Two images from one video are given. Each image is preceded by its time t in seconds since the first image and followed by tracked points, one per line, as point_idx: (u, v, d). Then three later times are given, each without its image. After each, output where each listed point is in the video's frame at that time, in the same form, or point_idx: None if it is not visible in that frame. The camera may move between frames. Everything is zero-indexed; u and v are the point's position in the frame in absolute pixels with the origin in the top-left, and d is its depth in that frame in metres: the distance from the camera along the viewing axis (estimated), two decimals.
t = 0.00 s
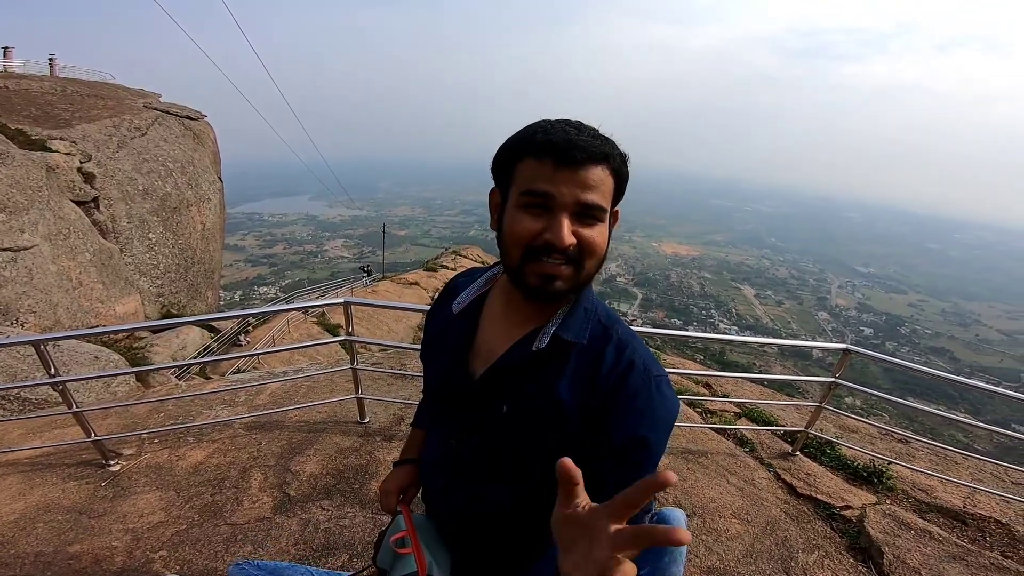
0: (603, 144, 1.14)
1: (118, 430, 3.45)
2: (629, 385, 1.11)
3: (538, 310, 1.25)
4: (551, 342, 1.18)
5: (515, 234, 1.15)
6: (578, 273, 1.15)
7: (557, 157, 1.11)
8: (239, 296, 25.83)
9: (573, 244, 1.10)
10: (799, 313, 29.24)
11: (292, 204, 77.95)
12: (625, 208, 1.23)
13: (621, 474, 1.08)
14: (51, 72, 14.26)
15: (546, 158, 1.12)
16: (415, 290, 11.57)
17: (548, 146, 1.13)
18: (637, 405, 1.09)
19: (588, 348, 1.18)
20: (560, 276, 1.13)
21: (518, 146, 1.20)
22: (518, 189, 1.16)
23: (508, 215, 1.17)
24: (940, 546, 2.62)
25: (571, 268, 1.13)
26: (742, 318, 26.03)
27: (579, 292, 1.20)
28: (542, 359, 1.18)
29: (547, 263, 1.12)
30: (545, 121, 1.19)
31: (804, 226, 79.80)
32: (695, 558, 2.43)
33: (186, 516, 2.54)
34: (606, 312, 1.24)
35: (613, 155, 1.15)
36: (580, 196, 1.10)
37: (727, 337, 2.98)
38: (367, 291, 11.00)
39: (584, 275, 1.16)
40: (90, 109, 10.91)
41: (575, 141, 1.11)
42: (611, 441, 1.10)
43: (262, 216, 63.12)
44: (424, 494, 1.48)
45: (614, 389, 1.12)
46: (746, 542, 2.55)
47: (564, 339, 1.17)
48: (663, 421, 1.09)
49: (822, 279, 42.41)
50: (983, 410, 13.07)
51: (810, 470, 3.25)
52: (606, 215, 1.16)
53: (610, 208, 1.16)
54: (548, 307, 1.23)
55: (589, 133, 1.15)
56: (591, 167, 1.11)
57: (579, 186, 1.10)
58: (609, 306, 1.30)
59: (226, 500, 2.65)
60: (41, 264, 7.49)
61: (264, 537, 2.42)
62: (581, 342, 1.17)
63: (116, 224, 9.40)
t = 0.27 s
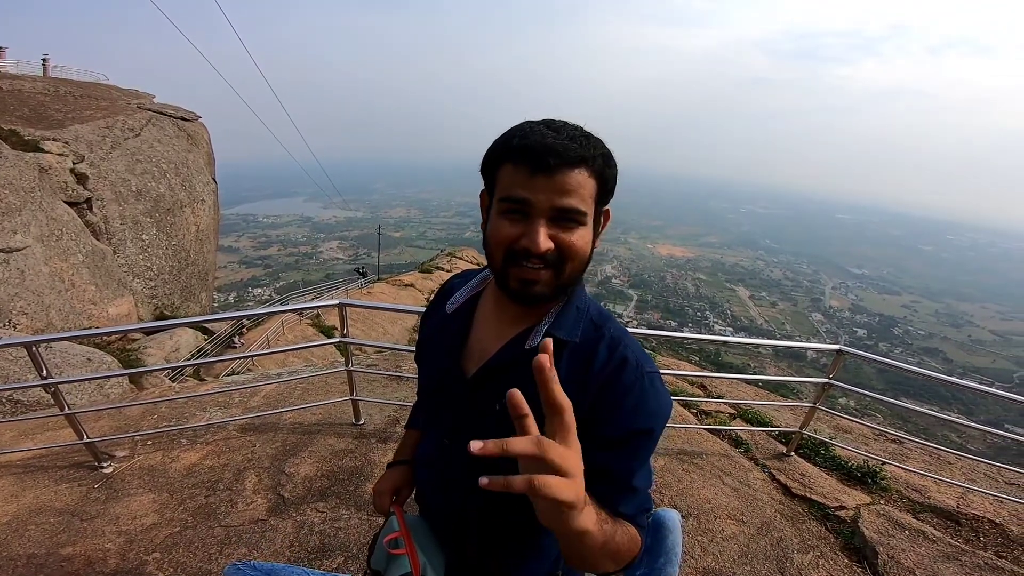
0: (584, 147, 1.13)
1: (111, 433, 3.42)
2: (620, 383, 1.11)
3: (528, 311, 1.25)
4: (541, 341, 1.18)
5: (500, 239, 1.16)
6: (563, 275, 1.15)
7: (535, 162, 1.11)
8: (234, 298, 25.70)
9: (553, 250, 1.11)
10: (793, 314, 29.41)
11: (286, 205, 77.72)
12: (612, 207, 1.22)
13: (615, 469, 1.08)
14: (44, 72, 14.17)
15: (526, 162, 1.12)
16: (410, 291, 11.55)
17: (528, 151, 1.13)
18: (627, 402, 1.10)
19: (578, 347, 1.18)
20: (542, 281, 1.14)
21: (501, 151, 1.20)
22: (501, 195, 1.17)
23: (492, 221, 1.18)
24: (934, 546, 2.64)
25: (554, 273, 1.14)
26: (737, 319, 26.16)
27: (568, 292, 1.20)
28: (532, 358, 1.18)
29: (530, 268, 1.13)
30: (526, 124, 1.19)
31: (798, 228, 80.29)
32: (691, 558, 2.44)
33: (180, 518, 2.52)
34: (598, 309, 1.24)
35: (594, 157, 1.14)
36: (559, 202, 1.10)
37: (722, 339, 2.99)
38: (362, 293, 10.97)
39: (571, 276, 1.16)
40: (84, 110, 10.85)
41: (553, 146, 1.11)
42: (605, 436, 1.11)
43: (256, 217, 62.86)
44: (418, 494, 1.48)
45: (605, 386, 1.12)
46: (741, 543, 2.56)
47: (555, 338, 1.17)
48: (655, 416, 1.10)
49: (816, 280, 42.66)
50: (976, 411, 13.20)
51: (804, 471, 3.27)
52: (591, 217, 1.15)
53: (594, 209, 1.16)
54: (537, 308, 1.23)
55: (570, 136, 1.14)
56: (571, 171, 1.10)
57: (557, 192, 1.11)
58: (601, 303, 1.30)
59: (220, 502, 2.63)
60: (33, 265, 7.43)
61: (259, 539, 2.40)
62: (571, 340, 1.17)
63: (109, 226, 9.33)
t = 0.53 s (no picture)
0: (582, 153, 1.12)
1: (105, 435, 3.39)
2: (612, 385, 1.12)
3: (522, 312, 1.25)
4: (534, 343, 1.18)
5: (495, 242, 1.16)
6: (557, 279, 1.16)
7: (531, 167, 1.11)
8: (228, 300, 25.58)
9: (547, 256, 1.11)
10: (788, 315, 29.56)
11: (281, 206, 77.45)
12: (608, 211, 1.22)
13: (606, 471, 1.09)
14: (36, 72, 14.06)
15: (523, 167, 1.12)
16: (406, 293, 11.53)
17: (524, 155, 1.12)
18: (619, 405, 1.10)
19: (571, 349, 1.18)
20: (535, 285, 1.15)
21: (499, 153, 1.19)
22: (497, 198, 1.16)
23: (488, 225, 1.18)
24: (929, 545, 2.65)
25: (548, 277, 1.14)
26: (732, 320, 26.26)
27: (562, 295, 1.20)
28: (525, 360, 1.18)
29: (524, 272, 1.13)
30: (525, 127, 1.18)
31: (792, 229, 80.77)
32: (688, 558, 2.45)
33: (175, 521, 2.51)
34: (591, 311, 1.24)
35: (592, 163, 1.13)
36: (555, 207, 1.10)
37: (719, 339, 3.00)
38: (358, 294, 10.95)
39: (565, 280, 1.16)
40: (77, 111, 10.78)
41: (551, 150, 1.10)
42: (598, 438, 1.11)
43: (250, 218, 62.61)
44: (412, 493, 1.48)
45: (598, 388, 1.13)
46: (738, 543, 2.57)
47: (548, 340, 1.17)
48: (645, 419, 1.10)
49: (811, 280, 42.88)
50: (968, 410, 13.32)
51: (800, 471, 3.28)
52: (586, 223, 1.15)
53: (590, 215, 1.16)
54: (531, 310, 1.23)
55: (567, 141, 1.14)
56: (568, 176, 1.10)
57: (554, 198, 1.10)
58: (595, 305, 1.30)
59: (216, 504, 2.62)
60: (26, 267, 7.37)
61: (255, 541, 2.39)
62: (565, 342, 1.17)
63: (102, 227, 9.27)
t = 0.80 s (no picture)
0: (580, 153, 1.12)
1: (100, 436, 3.37)
2: (609, 384, 1.12)
3: (519, 312, 1.25)
4: (532, 342, 1.18)
5: (492, 241, 1.16)
6: (554, 278, 1.16)
7: (529, 167, 1.11)
8: (224, 300, 25.48)
9: (543, 255, 1.12)
10: (784, 315, 29.67)
11: (277, 206, 77.18)
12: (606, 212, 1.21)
13: (602, 470, 1.09)
14: (31, 71, 13.96)
15: (521, 166, 1.12)
16: (403, 293, 11.51)
17: (522, 154, 1.12)
18: (615, 405, 1.10)
19: (568, 348, 1.18)
20: (532, 284, 1.15)
21: (497, 152, 1.20)
22: (495, 197, 1.16)
23: (485, 224, 1.18)
24: (925, 544, 2.66)
25: (545, 277, 1.14)
26: (728, 320, 26.34)
27: (559, 295, 1.20)
28: (522, 359, 1.18)
29: (520, 271, 1.13)
30: (524, 127, 1.18)
31: (788, 229, 81.09)
32: (685, 558, 2.45)
33: (172, 521, 2.49)
34: (588, 311, 1.24)
35: (590, 164, 1.13)
36: (552, 207, 1.10)
37: (716, 339, 3.01)
38: (354, 295, 10.93)
39: (562, 279, 1.17)
40: (72, 110, 10.71)
41: (549, 150, 1.10)
42: (595, 437, 1.11)
43: (246, 218, 62.34)
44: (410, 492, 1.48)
45: (595, 387, 1.13)
46: (735, 542, 2.58)
47: (545, 339, 1.17)
48: (642, 418, 1.11)
49: (806, 281, 43.06)
50: (962, 410, 13.41)
51: (796, 470, 3.30)
52: (584, 223, 1.15)
53: (588, 215, 1.15)
54: (528, 310, 1.23)
55: (566, 141, 1.14)
56: (566, 176, 1.10)
57: (551, 197, 1.10)
58: (592, 305, 1.30)
59: (213, 505, 2.61)
60: (20, 267, 7.32)
61: (252, 541, 2.38)
62: (562, 342, 1.17)
63: (97, 227, 9.21)
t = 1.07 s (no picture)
0: (567, 148, 1.12)
1: (96, 436, 3.36)
2: (609, 385, 1.12)
3: (518, 310, 1.26)
4: (532, 342, 1.18)
5: (480, 230, 1.19)
6: (531, 274, 1.14)
7: (517, 160, 1.13)
8: (221, 300, 25.42)
9: (518, 246, 1.11)
10: (782, 315, 29.75)
11: (274, 206, 77.02)
12: (603, 214, 1.20)
13: (602, 469, 1.10)
14: (28, 72, 13.92)
15: (510, 160, 1.15)
16: (401, 293, 11.50)
17: (512, 149, 1.15)
18: (614, 403, 1.11)
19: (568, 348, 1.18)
20: (509, 277, 1.15)
21: (495, 150, 1.23)
22: (486, 189, 1.20)
23: (475, 214, 1.22)
24: (923, 544, 2.67)
25: (521, 269, 1.13)
26: (726, 320, 26.39)
27: (546, 291, 1.19)
28: (522, 358, 1.19)
29: (497, 261, 1.15)
30: (519, 125, 1.21)
31: (785, 229, 81.31)
32: (683, 558, 2.46)
33: (168, 522, 2.49)
34: (589, 311, 1.25)
35: (577, 159, 1.12)
36: (531, 198, 1.10)
37: (714, 338, 3.01)
38: (352, 295, 10.92)
39: (538, 276, 1.14)
40: (69, 110, 10.67)
41: (535, 143, 1.12)
42: (595, 435, 1.11)
43: (243, 218, 62.19)
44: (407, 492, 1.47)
45: (595, 387, 1.13)
46: (733, 542, 2.58)
47: (545, 338, 1.17)
48: (642, 416, 1.11)
49: (804, 281, 43.20)
50: (959, 410, 13.47)
51: (794, 470, 3.30)
52: (568, 219, 1.13)
53: (574, 211, 1.13)
54: (518, 303, 1.23)
55: (554, 137, 1.14)
56: (552, 169, 1.10)
57: (532, 189, 1.11)
58: (594, 307, 1.30)
59: (209, 506, 2.60)
60: (17, 267, 7.29)
61: (249, 542, 2.37)
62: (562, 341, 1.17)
63: (94, 227, 9.18)
